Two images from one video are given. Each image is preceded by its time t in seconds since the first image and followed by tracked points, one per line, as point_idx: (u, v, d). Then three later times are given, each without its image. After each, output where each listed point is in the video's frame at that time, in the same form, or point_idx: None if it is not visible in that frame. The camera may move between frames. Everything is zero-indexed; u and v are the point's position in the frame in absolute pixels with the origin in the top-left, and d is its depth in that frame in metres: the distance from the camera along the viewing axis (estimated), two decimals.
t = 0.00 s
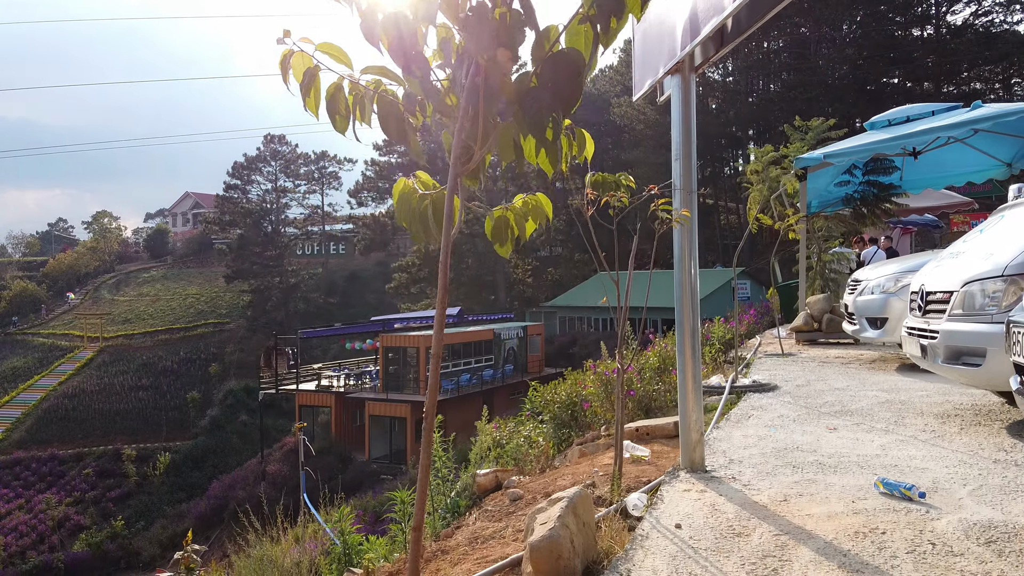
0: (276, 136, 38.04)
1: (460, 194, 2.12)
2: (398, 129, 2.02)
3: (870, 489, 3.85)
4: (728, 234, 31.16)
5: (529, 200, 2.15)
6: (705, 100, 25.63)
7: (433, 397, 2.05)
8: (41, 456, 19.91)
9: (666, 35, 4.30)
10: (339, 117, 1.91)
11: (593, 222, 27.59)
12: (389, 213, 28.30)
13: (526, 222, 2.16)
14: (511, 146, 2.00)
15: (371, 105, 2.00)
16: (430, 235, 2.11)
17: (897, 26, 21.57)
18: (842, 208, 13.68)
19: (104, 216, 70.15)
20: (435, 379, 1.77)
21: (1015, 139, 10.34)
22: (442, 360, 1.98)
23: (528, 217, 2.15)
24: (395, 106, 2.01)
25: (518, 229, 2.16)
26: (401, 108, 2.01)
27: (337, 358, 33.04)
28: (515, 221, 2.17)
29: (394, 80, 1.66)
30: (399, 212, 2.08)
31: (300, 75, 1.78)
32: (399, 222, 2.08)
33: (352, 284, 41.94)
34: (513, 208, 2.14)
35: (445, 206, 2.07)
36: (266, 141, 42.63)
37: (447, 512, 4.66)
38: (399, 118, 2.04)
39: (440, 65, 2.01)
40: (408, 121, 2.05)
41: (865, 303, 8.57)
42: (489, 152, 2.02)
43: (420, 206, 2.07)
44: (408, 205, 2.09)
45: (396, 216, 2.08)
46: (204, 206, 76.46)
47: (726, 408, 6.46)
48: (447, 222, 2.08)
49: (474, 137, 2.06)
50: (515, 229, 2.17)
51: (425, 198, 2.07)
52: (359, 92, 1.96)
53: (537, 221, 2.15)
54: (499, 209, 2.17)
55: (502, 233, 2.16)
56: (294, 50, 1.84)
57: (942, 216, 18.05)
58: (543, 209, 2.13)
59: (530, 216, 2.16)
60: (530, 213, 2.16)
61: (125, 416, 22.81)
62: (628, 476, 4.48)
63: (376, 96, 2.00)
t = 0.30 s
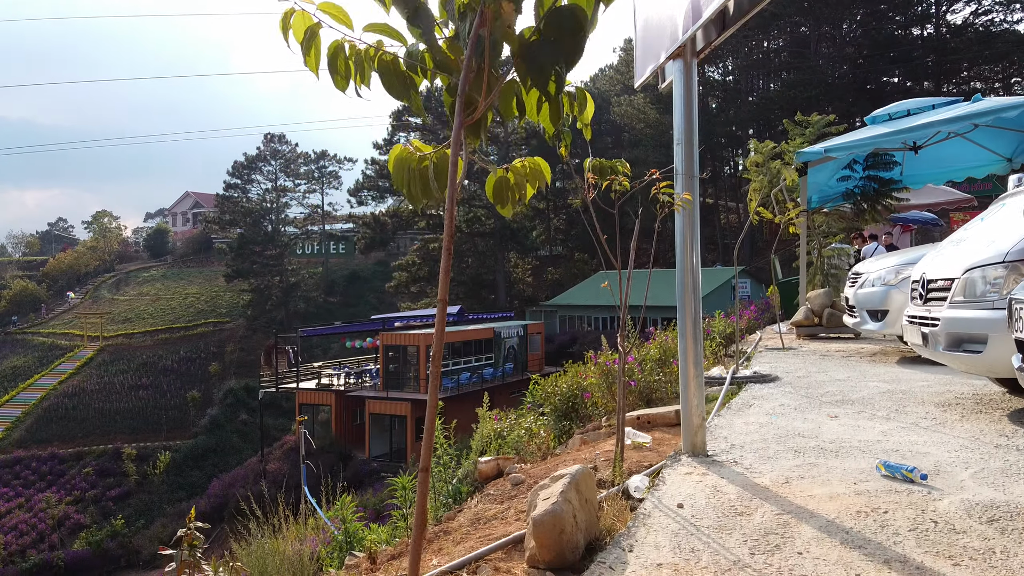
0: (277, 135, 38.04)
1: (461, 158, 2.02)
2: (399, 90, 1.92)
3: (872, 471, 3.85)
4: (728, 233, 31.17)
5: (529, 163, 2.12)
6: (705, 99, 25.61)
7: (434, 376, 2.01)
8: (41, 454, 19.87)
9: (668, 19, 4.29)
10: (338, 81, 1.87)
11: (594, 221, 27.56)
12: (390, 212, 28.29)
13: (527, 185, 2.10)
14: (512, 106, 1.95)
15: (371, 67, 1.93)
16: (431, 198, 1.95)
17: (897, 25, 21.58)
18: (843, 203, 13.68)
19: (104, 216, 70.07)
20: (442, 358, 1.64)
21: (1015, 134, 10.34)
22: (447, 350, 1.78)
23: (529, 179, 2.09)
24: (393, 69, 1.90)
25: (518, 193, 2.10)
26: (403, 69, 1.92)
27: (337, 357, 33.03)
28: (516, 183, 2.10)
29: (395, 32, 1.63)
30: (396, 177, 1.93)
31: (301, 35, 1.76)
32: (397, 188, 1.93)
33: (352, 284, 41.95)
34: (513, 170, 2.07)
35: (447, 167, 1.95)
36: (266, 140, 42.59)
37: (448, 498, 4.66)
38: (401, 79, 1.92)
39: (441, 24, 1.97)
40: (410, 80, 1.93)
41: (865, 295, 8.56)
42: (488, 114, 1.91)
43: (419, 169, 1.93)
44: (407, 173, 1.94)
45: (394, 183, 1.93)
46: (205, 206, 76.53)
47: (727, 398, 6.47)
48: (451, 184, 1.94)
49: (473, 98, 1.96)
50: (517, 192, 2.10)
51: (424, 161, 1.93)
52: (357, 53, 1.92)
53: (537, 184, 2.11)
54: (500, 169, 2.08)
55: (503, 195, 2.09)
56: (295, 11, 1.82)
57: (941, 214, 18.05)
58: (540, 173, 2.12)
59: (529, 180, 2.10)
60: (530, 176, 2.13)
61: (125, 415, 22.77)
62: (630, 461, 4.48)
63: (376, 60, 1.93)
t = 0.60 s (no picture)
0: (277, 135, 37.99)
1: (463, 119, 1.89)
2: (399, 47, 1.80)
3: (874, 456, 3.85)
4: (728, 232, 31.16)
5: (533, 126, 1.93)
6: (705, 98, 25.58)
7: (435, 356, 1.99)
8: (41, 453, 19.83)
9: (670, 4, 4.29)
10: (340, 42, 1.80)
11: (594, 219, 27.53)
12: (390, 211, 28.23)
13: (529, 148, 1.95)
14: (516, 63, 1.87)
15: (372, 27, 1.88)
16: (434, 159, 1.79)
17: (898, 24, 21.57)
18: (843, 198, 13.69)
19: (104, 216, 69.93)
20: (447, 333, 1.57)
21: (1016, 129, 10.35)
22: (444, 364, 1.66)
23: (532, 141, 1.93)
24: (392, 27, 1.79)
25: (521, 156, 1.94)
26: (405, 23, 1.83)
27: (337, 356, 33.03)
28: (518, 144, 1.94)
29: None
30: (395, 139, 1.78)
31: None
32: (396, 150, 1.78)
33: (352, 283, 41.92)
34: (515, 128, 1.90)
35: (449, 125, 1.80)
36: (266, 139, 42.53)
37: (449, 485, 4.68)
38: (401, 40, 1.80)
39: None
40: (410, 37, 1.83)
41: (866, 289, 8.56)
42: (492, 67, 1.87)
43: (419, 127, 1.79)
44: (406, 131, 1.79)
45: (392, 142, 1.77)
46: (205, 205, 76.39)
47: (727, 388, 6.47)
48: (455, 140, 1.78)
49: (473, 54, 1.91)
50: (518, 154, 1.94)
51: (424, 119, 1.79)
52: (359, 17, 1.88)
53: (539, 147, 1.94)
54: (502, 129, 1.91)
55: (503, 155, 1.94)
56: None
57: (941, 212, 18.01)
58: (541, 137, 1.96)
59: (531, 143, 1.95)
60: (531, 139, 1.94)
61: (125, 414, 22.72)
62: (631, 448, 4.49)
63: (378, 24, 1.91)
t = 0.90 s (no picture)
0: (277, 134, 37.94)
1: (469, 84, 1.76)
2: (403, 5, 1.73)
3: (874, 443, 3.85)
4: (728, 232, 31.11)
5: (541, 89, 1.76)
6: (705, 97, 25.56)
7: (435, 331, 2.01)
8: (41, 452, 19.80)
9: None
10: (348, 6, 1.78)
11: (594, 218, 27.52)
12: (390, 210, 28.19)
13: (536, 114, 1.75)
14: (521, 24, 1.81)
15: None
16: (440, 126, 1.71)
17: (897, 23, 21.57)
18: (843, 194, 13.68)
19: (104, 216, 69.71)
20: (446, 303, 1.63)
21: (1016, 125, 10.35)
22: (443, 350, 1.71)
23: (541, 105, 1.75)
24: None
25: (528, 122, 1.75)
26: None
27: (337, 356, 32.96)
28: (524, 110, 1.75)
29: None
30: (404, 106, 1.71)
31: None
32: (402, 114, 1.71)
33: (352, 283, 41.83)
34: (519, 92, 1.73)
35: (456, 88, 1.70)
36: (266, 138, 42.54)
37: (450, 474, 4.68)
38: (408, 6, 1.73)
39: None
40: None
41: (867, 283, 8.54)
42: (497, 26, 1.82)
43: (426, 91, 1.71)
44: (412, 97, 1.70)
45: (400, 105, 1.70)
46: (205, 204, 76.16)
47: (728, 381, 6.46)
48: (462, 102, 1.68)
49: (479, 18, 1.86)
50: (525, 121, 1.75)
51: (429, 83, 1.72)
52: None
53: (547, 113, 1.75)
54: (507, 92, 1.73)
55: (509, 120, 1.74)
56: None
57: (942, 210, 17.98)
58: (551, 102, 1.77)
59: (539, 107, 1.76)
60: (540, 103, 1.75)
61: (125, 413, 22.66)
62: (632, 436, 4.50)
63: None
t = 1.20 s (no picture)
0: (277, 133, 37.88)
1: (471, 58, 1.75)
2: None
3: (876, 434, 3.84)
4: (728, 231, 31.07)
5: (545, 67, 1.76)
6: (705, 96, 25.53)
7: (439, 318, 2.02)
8: (41, 451, 19.76)
9: None
10: None
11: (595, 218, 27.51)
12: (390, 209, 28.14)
13: (539, 92, 1.75)
14: None
15: None
16: (443, 102, 1.71)
17: (897, 23, 21.58)
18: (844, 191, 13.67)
19: (104, 215, 69.54)
20: (448, 281, 1.64)
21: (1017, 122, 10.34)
22: (444, 334, 1.70)
23: (546, 81, 1.75)
24: None
25: (531, 99, 1.74)
26: None
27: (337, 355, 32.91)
28: (528, 84, 1.73)
29: None
30: (408, 86, 1.72)
31: None
32: (406, 94, 1.71)
33: (352, 282, 41.77)
34: (523, 68, 1.72)
35: (460, 63, 1.69)
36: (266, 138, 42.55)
37: (451, 467, 4.67)
38: None
39: None
40: None
41: (868, 279, 8.53)
42: None
43: (428, 66, 1.71)
44: (414, 70, 1.70)
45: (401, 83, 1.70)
46: (206, 204, 76.01)
47: (729, 375, 6.45)
48: (464, 78, 1.68)
49: None
50: (529, 96, 1.74)
51: (433, 57, 1.71)
52: None
53: (551, 91, 1.75)
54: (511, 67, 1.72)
55: (511, 96, 1.74)
56: None
57: (942, 209, 17.94)
58: (554, 81, 1.77)
59: (543, 87, 1.77)
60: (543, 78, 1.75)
61: (125, 412, 22.61)
62: (632, 429, 4.50)
63: None
